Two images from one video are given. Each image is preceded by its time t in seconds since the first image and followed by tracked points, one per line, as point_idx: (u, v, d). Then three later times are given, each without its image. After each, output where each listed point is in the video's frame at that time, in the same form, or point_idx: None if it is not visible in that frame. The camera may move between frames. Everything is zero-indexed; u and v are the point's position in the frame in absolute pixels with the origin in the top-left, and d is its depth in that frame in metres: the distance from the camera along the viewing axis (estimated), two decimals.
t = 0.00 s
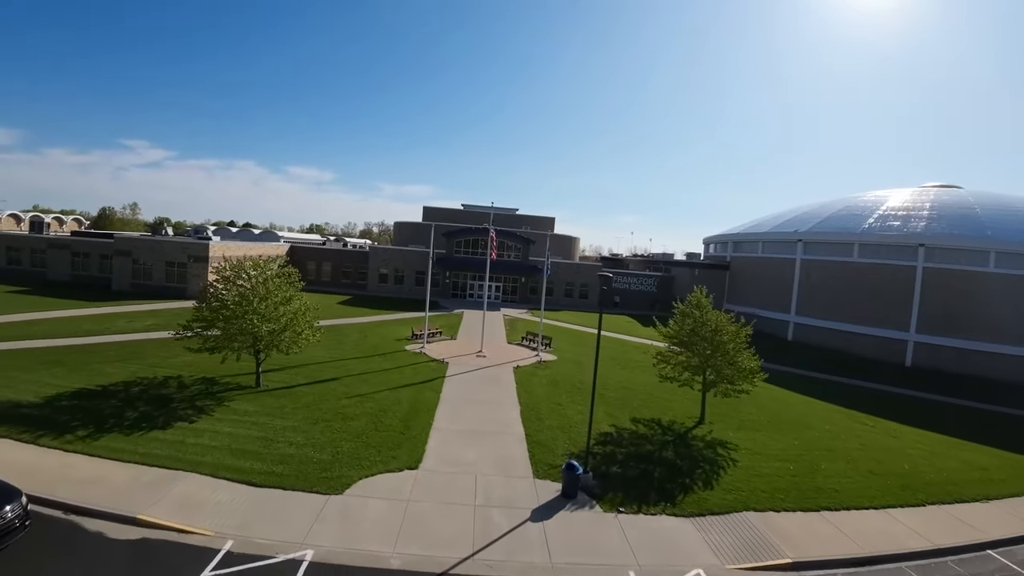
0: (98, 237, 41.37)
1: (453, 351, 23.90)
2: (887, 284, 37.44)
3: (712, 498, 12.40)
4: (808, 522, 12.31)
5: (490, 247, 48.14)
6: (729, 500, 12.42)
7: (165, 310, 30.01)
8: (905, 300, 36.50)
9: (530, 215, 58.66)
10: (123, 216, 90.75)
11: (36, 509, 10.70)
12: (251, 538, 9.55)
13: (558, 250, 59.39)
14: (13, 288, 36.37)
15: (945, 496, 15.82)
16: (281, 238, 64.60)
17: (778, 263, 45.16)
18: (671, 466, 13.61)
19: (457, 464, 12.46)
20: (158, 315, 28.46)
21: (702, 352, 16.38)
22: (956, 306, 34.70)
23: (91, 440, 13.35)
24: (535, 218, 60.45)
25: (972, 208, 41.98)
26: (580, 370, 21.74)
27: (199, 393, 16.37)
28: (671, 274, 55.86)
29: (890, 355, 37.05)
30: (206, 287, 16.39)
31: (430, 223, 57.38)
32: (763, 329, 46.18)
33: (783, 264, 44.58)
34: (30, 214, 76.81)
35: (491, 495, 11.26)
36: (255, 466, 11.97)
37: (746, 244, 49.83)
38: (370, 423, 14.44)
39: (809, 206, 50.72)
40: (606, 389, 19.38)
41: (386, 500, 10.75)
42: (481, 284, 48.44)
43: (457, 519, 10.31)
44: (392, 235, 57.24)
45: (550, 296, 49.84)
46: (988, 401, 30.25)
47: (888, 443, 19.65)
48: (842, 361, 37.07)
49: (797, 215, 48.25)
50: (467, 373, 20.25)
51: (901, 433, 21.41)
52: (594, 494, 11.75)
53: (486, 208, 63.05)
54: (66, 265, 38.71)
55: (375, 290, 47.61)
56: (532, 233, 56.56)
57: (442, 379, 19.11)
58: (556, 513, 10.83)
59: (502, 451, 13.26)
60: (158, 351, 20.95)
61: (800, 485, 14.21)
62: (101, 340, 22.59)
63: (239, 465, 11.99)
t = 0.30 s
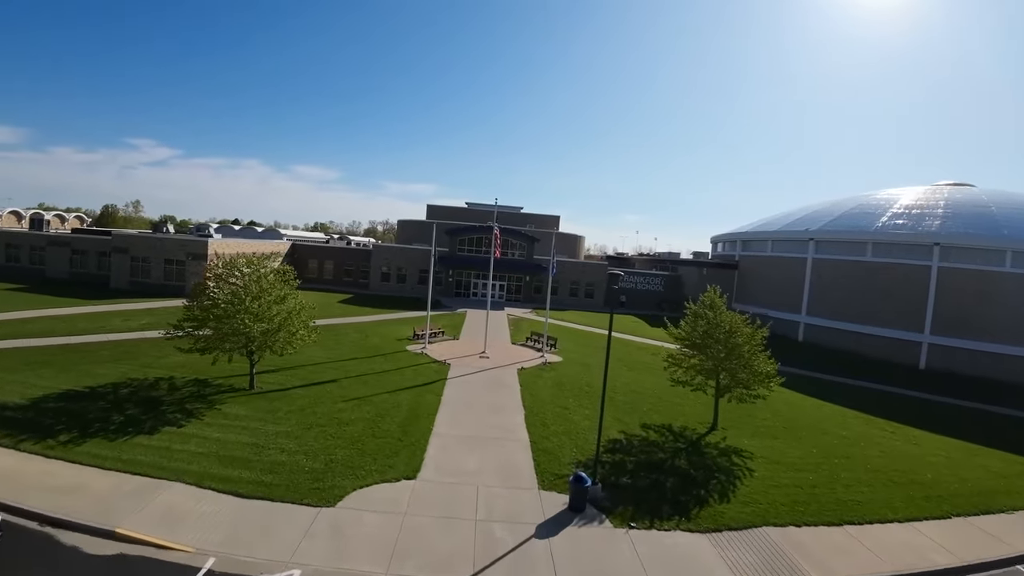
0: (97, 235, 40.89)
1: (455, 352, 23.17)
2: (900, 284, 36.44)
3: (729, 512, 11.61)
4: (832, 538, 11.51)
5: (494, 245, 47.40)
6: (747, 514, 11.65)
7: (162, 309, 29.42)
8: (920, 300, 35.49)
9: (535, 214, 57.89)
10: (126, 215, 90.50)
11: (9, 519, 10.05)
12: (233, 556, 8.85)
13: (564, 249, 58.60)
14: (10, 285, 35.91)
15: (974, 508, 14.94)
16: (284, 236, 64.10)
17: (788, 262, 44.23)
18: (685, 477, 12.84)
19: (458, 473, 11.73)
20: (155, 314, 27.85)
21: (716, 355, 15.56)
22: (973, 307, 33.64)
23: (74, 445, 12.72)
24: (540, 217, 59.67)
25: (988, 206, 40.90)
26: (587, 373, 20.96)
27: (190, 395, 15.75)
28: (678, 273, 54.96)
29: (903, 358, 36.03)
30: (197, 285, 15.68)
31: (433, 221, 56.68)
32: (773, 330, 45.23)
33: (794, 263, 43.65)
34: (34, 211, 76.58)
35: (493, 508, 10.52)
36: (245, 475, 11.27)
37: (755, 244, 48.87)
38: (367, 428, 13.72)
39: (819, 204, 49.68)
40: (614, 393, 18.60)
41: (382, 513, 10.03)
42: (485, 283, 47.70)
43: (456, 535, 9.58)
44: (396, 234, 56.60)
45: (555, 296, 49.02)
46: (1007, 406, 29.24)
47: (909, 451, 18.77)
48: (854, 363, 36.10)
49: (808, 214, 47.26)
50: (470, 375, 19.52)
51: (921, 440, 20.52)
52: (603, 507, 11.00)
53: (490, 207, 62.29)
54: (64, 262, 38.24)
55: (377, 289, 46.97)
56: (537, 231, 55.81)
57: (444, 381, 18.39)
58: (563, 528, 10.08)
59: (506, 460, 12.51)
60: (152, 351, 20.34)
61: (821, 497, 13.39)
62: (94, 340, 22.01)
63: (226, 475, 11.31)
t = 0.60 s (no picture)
0: (95, 233, 40.42)
1: (456, 353, 22.47)
2: (914, 285, 35.50)
3: (747, 527, 10.85)
4: (858, 556, 10.74)
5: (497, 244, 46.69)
6: (765, 529, 10.89)
7: (158, 308, 28.84)
8: (933, 301, 34.56)
9: (539, 212, 57.16)
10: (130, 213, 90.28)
11: None
12: None
13: (568, 248, 57.84)
14: (6, 283, 35.44)
15: (1004, 520, 14.11)
16: (286, 234, 63.54)
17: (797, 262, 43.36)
18: (698, 488, 12.09)
19: (457, 485, 11.02)
20: (150, 313, 27.27)
21: (730, 358, 14.81)
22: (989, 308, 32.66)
23: (54, 451, 12.09)
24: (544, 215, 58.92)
25: (1003, 205, 39.86)
26: (592, 375, 20.24)
27: (179, 399, 15.14)
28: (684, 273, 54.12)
29: (915, 359, 35.12)
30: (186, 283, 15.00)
31: (436, 219, 56.02)
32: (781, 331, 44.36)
33: (804, 263, 42.77)
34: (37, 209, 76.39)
35: (495, 524, 9.80)
36: (231, 487, 10.60)
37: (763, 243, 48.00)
38: (363, 435, 13.04)
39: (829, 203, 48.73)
40: (622, 397, 17.86)
41: (374, 529, 9.33)
42: (488, 282, 47.00)
43: (454, 553, 8.87)
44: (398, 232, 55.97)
45: (559, 295, 48.29)
46: None
47: (929, 458, 17.95)
48: (865, 365, 35.21)
49: (817, 212, 46.34)
50: (472, 377, 18.82)
51: (941, 447, 19.67)
52: (613, 523, 10.27)
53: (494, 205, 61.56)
54: (61, 260, 37.77)
55: (378, 288, 46.33)
56: (541, 230, 55.08)
57: (444, 384, 17.68)
58: (569, 546, 9.35)
59: (509, 470, 11.79)
60: (143, 352, 19.73)
61: (842, 510, 12.63)
62: (85, 339, 21.41)
63: (211, 486, 10.65)
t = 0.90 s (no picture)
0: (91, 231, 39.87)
1: (457, 355, 21.78)
2: (925, 285, 34.66)
3: (766, 545, 10.11)
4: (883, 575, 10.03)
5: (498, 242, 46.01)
6: (784, 546, 10.17)
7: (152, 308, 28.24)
8: (945, 301, 33.73)
9: (542, 211, 56.47)
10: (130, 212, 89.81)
11: None
12: None
13: (571, 247, 57.10)
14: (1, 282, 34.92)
15: None
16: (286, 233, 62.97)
17: (806, 261, 42.58)
18: (711, 501, 11.37)
19: (455, 498, 10.32)
20: (143, 313, 26.64)
21: (743, 362, 14.08)
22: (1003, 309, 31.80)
23: (30, 459, 11.45)
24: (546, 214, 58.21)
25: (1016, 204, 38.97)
26: (597, 378, 19.55)
27: (167, 403, 14.52)
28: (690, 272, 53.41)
29: (927, 361, 34.30)
30: (172, 283, 14.28)
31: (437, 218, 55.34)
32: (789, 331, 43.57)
33: (812, 263, 41.99)
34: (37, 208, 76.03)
35: (495, 542, 9.11)
36: (214, 501, 9.94)
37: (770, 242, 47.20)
38: (357, 442, 12.36)
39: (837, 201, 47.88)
40: (628, 401, 17.16)
41: (365, 548, 8.65)
42: (490, 281, 46.33)
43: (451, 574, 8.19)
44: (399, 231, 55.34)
45: (562, 295, 47.57)
46: None
47: (949, 466, 17.18)
48: (875, 367, 34.44)
49: (826, 211, 45.53)
50: (473, 380, 18.13)
51: (960, 453, 18.89)
52: (621, 540, 9.56)
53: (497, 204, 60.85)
54: (56, 258, 37.23)
55: (378, 287, 45.69)
56: (544, 229, 54.38)
57: (444, 388, 17.00)
58: (575, 567, 8.67)
59: (510, 482, 11.09)
60: (133, 353, 19.11)
61: (864, 524, 11.89)
62: (74, 340, 20.81)
63: (193, 500, 10.00)
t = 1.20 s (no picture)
0: (86, 229, 39.28)
1: (456, 357, 21.08)
2: (937, 285, 33.85)
3: (785, 564, 9.40)
4: None
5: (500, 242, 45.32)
6: (806, 566, 9.46)
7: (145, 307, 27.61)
8: (956, 302, 32.94)
9: (544, 210, 55.77)
10: (129, 211, 89.21)
11: None
12: None
13: (573, 247, 56.42)
14: None
15: None
16: (285, 232, 62.34)
17: (814, 261, 41.80)
18: (725, 516, 10.67)
19: (452, 512, 9.63)
20: (135, 313, 26.00)
21: (757, 366, 13.38)
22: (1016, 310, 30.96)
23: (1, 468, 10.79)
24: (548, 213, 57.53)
25: None
26: (602, 381, 18.87)
27: (151, 408, 13.86)
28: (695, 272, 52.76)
29: (937, 363, 33.51)
30: (157, 282, 13.60)
31: (438, 217, 54.68)
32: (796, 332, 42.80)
33: (820, 262, 41.19)
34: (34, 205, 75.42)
35: (494, 561, 8.42)
36: (194, 515, 9.28)
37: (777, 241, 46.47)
38: (349, 450, 11.68)
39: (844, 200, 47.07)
40: (634, 406, 16.46)
41: (354, 569, 7.96)
42: (491, 281, 45.69)
43: None
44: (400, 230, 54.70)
45: (565, 295, 46.85)
46: None
47: (968, 474, 16.45)
48: (885, 369, 33.69)
49: (833, 210, 44.77)
50: (472, 384, 17.45)
51: (979, 461, 18.15)
52: (631, 560, 8.87)
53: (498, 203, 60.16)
54: (50, 256, 36.69)
55: (378, 287, 45.02)
56: (546, 228, 53.68)
57: (442, 392, 16.31)
58: None
59: (511, 494, 10.40)
60: (121, 355, 18.46)
61: (887, 540, 11.17)
62: (61, 340, 20.17)
63: (171, 514, 9.34)
